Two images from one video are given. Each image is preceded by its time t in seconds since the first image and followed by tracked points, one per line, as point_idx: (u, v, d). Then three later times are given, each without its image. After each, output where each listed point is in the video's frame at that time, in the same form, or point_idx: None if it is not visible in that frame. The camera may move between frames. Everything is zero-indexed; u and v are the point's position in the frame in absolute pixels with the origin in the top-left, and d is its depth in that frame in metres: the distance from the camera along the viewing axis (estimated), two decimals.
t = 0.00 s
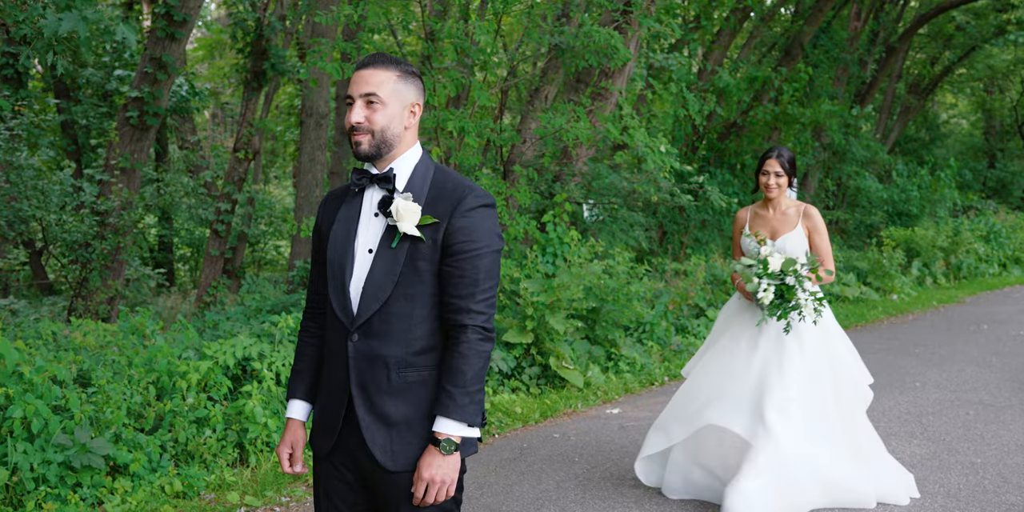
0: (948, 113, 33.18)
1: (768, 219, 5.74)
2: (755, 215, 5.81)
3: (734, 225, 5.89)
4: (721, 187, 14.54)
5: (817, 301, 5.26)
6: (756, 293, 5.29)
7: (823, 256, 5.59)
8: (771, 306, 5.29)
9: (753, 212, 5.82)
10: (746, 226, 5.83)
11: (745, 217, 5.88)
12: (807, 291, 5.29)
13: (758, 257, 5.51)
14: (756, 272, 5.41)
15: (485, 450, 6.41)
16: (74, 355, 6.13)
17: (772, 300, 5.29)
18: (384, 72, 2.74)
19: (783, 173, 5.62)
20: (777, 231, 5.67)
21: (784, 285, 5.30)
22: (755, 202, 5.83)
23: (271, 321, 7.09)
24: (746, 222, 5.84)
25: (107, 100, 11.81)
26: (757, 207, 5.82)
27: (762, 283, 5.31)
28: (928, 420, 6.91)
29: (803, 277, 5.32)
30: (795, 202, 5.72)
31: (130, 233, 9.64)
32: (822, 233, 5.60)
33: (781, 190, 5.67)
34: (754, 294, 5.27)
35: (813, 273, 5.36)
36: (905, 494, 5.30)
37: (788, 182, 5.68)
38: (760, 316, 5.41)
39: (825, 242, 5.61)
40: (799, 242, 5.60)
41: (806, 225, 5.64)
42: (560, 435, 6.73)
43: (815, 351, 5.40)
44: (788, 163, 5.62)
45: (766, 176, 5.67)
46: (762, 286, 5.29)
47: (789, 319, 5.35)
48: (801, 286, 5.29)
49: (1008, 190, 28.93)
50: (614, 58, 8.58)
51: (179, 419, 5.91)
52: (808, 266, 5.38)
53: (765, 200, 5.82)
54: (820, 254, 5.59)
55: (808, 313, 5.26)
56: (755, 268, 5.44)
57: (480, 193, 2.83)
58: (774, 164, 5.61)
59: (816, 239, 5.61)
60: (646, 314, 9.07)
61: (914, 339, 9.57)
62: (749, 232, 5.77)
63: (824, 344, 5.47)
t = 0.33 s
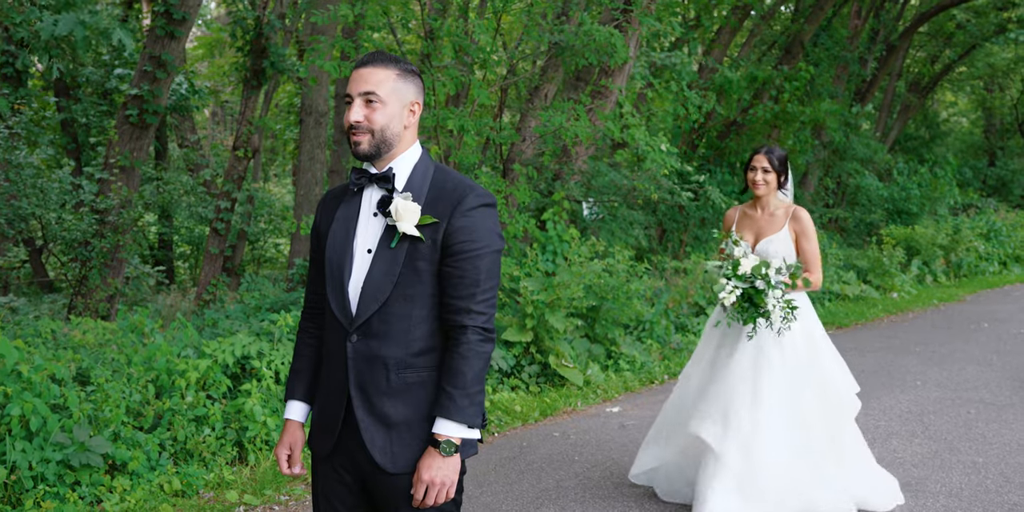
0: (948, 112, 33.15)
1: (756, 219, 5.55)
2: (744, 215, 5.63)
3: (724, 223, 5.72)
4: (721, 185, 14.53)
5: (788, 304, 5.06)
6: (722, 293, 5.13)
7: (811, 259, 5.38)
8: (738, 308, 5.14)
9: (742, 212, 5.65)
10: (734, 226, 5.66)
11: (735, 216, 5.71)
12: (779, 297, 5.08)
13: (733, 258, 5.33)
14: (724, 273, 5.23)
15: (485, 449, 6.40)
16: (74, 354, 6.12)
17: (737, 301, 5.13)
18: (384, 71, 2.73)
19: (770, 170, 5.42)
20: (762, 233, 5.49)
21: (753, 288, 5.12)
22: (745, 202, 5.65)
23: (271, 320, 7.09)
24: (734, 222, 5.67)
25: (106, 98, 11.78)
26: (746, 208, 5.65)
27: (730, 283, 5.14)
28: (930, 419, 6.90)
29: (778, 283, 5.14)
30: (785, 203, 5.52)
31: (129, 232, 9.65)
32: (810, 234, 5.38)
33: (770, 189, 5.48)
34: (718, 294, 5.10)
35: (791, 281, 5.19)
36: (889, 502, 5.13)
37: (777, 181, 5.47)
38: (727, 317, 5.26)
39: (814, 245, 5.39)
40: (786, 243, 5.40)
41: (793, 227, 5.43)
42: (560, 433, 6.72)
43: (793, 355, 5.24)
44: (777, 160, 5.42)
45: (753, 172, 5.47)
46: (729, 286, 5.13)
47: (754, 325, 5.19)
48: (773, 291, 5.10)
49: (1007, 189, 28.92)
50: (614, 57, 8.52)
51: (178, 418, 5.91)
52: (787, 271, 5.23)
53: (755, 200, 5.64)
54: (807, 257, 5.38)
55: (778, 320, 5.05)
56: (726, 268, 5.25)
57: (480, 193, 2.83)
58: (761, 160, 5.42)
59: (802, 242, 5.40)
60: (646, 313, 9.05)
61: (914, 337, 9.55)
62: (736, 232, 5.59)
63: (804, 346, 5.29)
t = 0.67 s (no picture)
0: (950, 111, 33.09)
1: (748, 214, 5.42)
2: (735, 210, 5.50)
3: (714, 217, 5.58)
4: (723, 184, 14.52)
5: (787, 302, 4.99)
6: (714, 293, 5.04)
7: (805, 253, 5.27)
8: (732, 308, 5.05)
9: (733, 206, 5.52)
10: (726, 220, 5.52)
11: (725, 209, 5.57)
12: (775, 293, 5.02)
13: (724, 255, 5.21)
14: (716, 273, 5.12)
15: (486, 447, 6.40)
16: (75, 352, 6.12)
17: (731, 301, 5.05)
18: (386, 67, 2.73)
19: (761, 165, 5.27)
20: (756, 227, 5.35)
21: (747, 285, 5.02)
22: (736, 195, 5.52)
23: (273, 317, 7.10)
24: (725, 215, 5.53)
25: (109, 96, 11.74)
26: (738, 201, 5.51)
27: (721, 282, 5.05)
28: (934, 418, 6.89)
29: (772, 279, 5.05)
30: (777, 196, 5.38)
31: (133, 230, 9.63)
32: (804, 228, 5.26)
33: (761, 184, 5.33)
34: (708, 295, 5.02)
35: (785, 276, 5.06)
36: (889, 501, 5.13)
37: (768, 174, 5.32)
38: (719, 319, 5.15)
39: (808, 238, 5.28)
40: (780, 239, 5.28)
41: (787, 221, 5.30)
42: (562, 432, 6.71)
43: (787, 356, 5.13)
44: (769, 155, 5.25)
45: (744, 168, 5.32)
46: (722, 285, 5.03)
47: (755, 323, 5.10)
48: (767, 287, 5.01)
49: (1010, 187, 28.89)
50: (616, 56, 8.49)
51: (179, 415, 5.91)
52: (781, 266, 5.08)
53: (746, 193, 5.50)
54: (801, 251, 5.27)
55: (775, 318, 4.97)
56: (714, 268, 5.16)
57: (483, 191, 2.83)
58: (752, 156, 5.25)
59: (797, 235, 5.28)
60: (648, 311, 9.04)
61: (917, 336, 9.54)
62: (728, 227, 5.47)
63: (800, 346, 5.19)
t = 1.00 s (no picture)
0: (957, 110, 33.01)
1: (728, 217, 5.22)
2: (714, 214, 5.30)
3: (691, 224, 5.37)
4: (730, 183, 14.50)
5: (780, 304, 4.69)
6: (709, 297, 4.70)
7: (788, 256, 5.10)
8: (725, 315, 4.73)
9: (711, 210, 5.32)
10: (704, 225, 5.32)
11: (702, 214, 5.37)
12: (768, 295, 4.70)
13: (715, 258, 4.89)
14: (710, 275, 4.79)
15: (491, 445, 6.41)
16: (81, 349, 6.14)
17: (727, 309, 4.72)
18: (387, 62, 2.74)
19: (741, 168, 5.09)
20: (737, 232, 5.15)
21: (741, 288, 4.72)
22: (714, 200, 5.32)
23: (278, 315, 7.11)
24: (703, 221, 5.33)
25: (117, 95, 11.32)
26: (716, 205, 5.32)
27: (716, 286, 4.71)
28: (938, 416, 6.89)
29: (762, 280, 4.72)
30: (758, 198, 5.20)
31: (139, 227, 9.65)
32: (787, 231, 5.09)
33: (741, 187, 5.15)
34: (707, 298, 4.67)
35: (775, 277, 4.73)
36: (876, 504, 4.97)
37: (748, 177, 5.14)
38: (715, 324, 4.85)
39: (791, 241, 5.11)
40: (764, 242, 5.08)
41: (769, 224, 5.13)
42: (567, 429, 6.73)
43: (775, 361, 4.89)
44: (748, 158, 5.07)
45: (723, 172, 5.13)
46: (716, 290, 4.69)
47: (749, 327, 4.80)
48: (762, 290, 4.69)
49: (1016, 187, 28.84)
50: (621, 53, 8.48)
51: (185, 412, 5.94)
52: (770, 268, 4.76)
53: (724, 196, 5.31)
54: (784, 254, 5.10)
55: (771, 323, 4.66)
56: (709, 270, 4.82)
57: (484, 185, 2.85)
58: (731, 160, 5.06)
59: (780, 239, 5.10)
60: (653, 309, 9.05)
61: (922, 334, 9.54)
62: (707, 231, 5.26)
63: (788, 351, 4.96)
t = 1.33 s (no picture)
0: (969, 110, 32.89)
1: (709, 208, 5.01)
2: (694, 204, 5.10)
3: (669, 214, 5.17)
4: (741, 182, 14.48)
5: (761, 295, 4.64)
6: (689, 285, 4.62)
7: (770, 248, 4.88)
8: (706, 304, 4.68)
9: (692, 200, 5.12)
10: (684, 214, 5.11)
11: (682, 203, 5.16)
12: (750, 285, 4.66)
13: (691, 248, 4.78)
14: (688, 265, 4.70)
15: (499, 442, 6.42)
16: (92, 346, 6.18)
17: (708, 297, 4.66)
18: (387, 56, 2.82)
19: (722, 155, 4.90)
20: (718, 222, 4.94)
21: (721, 277, 4.65)
22: (694, 189, 5.13)
23: (288, 312, 7.14)
24: (682, 211, 5.12)
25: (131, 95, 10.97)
26: (696, 195, 5.11)
27: (695, 275, 4.63)
28: (947, 415, 6.88)
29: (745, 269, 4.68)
30: (740, 189, 5.01)
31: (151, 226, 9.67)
32: (769, 221, 4.88)
33: (723, 176, 4.96)
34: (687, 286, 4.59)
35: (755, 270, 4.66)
36: None
37: (730, 166, 4.96)
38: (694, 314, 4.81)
39: (773, 233, 4.89)
40: (745, 232, 4.86)
41: (752, 214, 4.92)
42: (575, 427, 6.74)
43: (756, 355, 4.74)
44: (730, 145, 4.90)
45: (704, 158, 4.94)
46: (695, 277, 4.62)
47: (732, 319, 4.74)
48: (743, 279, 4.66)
49: None
50: (630, 51, 8.50)
51: (195, 409, 5.97)
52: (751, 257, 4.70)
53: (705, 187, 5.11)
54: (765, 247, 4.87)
55: (754, 310, 4.60)
56: (686, 260, 4.73)
57: (485, 177, 2.90)
58: (713, 146, 4.89)
59: (762, 229, 4.88)
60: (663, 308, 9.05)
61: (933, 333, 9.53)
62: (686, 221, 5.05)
63: (770, 344, 4.81)
